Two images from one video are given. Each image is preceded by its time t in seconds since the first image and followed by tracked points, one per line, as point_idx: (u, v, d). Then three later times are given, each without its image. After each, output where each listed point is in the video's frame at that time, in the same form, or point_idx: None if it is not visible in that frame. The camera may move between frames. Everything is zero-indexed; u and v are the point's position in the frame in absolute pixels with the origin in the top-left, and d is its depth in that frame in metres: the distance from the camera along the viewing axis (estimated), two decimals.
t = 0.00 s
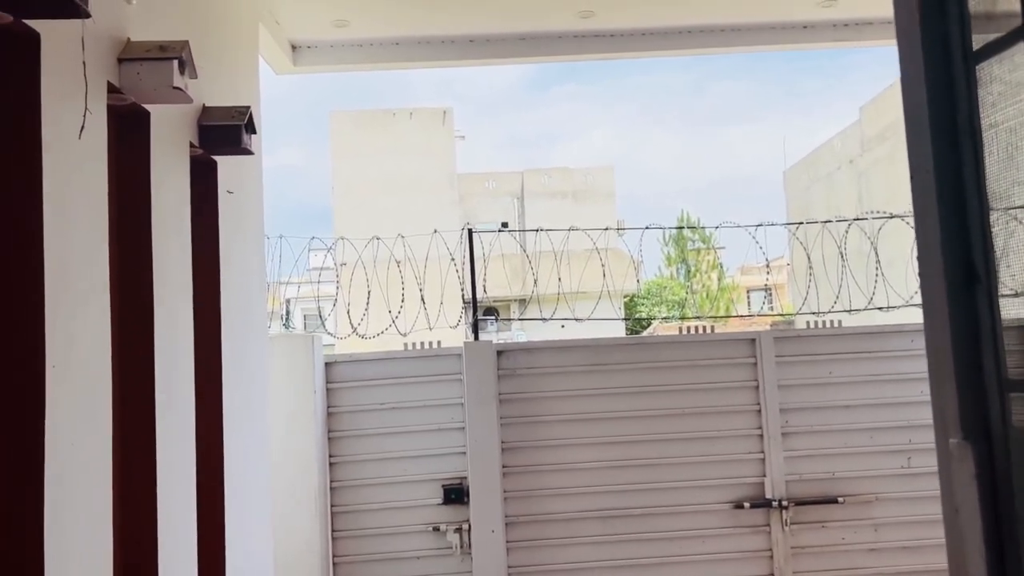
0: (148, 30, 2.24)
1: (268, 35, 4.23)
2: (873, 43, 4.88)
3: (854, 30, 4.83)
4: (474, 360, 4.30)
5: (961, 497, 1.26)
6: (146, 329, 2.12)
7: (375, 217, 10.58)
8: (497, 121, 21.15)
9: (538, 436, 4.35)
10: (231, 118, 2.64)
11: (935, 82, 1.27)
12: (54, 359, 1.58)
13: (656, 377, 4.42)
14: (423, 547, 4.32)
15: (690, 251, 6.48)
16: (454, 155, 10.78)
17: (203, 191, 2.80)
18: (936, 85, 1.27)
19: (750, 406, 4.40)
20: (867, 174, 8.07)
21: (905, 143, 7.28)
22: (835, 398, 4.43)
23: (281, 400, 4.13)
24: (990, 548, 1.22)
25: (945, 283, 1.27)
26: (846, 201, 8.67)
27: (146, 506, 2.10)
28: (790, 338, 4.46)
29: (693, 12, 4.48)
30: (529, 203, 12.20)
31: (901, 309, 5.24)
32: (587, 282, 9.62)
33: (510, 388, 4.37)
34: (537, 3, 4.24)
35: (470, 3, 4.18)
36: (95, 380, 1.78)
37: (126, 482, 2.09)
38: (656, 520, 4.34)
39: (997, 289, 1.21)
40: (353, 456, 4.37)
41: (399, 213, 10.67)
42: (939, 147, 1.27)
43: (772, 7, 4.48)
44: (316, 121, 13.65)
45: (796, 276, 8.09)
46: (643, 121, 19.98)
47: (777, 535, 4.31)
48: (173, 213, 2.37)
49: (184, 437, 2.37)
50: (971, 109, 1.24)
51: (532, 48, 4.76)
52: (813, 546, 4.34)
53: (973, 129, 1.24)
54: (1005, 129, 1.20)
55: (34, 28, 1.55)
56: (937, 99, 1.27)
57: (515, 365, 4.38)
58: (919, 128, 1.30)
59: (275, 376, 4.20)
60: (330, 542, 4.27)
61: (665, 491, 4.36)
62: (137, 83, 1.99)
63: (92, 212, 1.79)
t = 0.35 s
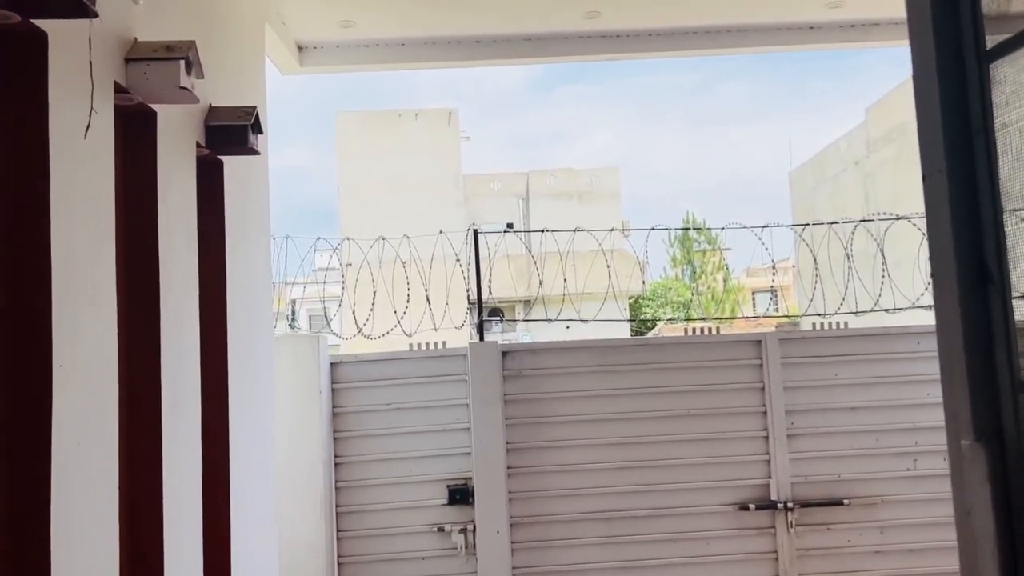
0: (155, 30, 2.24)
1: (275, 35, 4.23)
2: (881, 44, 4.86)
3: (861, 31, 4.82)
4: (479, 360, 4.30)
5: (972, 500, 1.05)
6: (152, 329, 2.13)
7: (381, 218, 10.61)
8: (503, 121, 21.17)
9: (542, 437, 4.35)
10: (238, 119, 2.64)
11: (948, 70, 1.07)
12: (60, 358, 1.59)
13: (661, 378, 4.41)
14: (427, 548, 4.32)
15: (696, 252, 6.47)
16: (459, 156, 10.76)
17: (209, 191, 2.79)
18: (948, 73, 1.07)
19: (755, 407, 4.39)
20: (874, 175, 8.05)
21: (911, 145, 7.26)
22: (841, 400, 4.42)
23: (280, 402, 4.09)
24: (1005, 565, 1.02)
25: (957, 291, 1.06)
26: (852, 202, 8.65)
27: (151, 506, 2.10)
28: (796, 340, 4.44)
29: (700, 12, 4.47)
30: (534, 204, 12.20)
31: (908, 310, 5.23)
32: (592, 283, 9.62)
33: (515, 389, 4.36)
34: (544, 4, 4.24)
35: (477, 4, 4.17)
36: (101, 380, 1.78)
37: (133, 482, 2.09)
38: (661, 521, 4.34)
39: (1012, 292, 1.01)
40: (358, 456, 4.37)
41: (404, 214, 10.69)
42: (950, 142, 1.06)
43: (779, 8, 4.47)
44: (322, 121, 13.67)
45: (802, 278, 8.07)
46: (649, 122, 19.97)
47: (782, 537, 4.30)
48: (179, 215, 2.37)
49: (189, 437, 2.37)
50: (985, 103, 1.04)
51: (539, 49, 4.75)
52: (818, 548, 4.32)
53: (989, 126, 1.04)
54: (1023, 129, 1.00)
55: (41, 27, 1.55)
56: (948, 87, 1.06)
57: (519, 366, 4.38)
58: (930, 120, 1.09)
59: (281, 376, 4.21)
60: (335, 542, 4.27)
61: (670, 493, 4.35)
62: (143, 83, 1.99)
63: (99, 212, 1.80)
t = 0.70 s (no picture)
0: (163, 29, 2.24)
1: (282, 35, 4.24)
2: (888, 45, 4.84)
3: (869, 32, 4.80)
4: (485, 360, 4.30)
5: (985, 507, 0.94)
6: (159, 329, 2.12)
7: (386, 218, 10.62)
8: (508, 122, 21.17)
9: (547, 438, 4.35)
10: (245, 118, 2.65)
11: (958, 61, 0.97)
12: (68, 357, 1.59)
13: (666, 379, 4.41)
14: (432, 548, 4.32)
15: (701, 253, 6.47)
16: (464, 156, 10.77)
17: (215, 191, 2.80)
18: (960, 65, 0.97)
19: (760, 409, 4.38)
20: (879, 177, 8.03)
21: (917, 146, 7.24)
22: (846, 402, 4.41)
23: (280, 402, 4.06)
24: None
25: (969, 295, 0.96)
26: (858, 204, 8.64)
27: (156, 506, 2.10)
28: (801, 342, 4.43)
29: (707, 13, 4.46)
30: (539, 204, 12.21)
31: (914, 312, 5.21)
32: (597, 284, 9.62)
33: (519, 389, 4.36)
34: (551, 5, 4.24)
35: (483, 4, 4.17)
36: (108, 379, 1.78)
37: (138, 483, 2.09)
38: (665, 523, 4.33)
39: None
40: (363, 456, 4.37)
41: (409, 214, 10.70)
42: (962, 138, 0.96)
43: (786, 9, 4.46)
44: (328, 121, 13.68)
45: (807, 279, 8.06)
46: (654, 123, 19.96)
47: (787, 539, 4.29)
48: (186, 216, 2.37)
49: (194, 438, 2.37)
50: (999, 99, 0.94)
51: (545, 50, 4.75)
52: (823, 550, 4.31)
53: (1004, 123, 0.94)
54: None
55: (50, 26, 1.55)
56: (960, 79, 0.96)
57: (524, 366, 4.38)
58: (940, 114, 0.99)
59: (286, 375, 4.21)
60: (339, 542, 4.27)
61: (674, 494, 4.35)
62: (152, 83, 2.00)
63: (107, 211, 1.80)
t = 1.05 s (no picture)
0: (169, 29, 2.25)
1: (287, 35, 4.24)
2: (893, 47, 4.83)
3: (874, 34, 4.78)
4: (488, 360, 4.29)
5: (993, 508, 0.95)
6: (164, 330, 2.13)
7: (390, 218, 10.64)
8: (512, 122, 21.18)
9: (550, 438, 4.35)
10: (251, 118, 2.65)
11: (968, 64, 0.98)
12: (74, 355, 1.59)
13: (669, 380, 4.41)
14: (435, 548, 4.32)
15: (705, 255, 6.46)
16: (468, 157, 10.78)
17: (221, 191, 2.80)
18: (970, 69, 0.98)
19: (764, 410, 4.38)
20: (883, 179, 8.02)
21: (922, 149, 7.24)
22: (850, 404, 4.40)
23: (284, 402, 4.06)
24: None
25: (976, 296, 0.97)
26: (862, 206, 8.63)
27: (162, 505, 2.11)
28: (805, 343, 4.43)
29: (712, 14, 4.46)
30: (543, 205, 12.22)
31: (918, 314, 5.21)
32: (601, 285, 9.62)
33: (523, 390, 4.36)
34: (555, 6, 4.25)
35: (487, 4, 4.17)
36: (113, 377, 1.79)
37: (143, 483, 2.09)
38: (668, 524, 4.33)
39: None
40: (367, 456, 4.37)
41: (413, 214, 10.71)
42: (971, 140, 0.98)
43: (790, 11, 4.47)
44: (333, 121, 13.71)
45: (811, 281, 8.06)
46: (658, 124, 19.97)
47: (790, 541, 4.28)
48: (192, 216, 2.38)
49: (199, 437, 2.37)
50: (1009, 100, 0.96)
51: (550, 50, 4.74)
52: (827, 552, 4.31)
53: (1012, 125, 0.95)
54: None
55: (57, 26, 1.56)
56: (969, 81, 0.98)
57: (528, 367, 4.37)
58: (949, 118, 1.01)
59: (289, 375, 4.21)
60: (342, 541, 4.27)
61: (678, 496, 4.34)
62: (158, 82, 2.00)
63: (113, 211, 1.80)
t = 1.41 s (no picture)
0: (175, 28, 2.25)
1: (292, 34, 4.24)
2: (899, 48, 4.81)
3: (880, 35, 4.77)
4: (492, 361, 4.28)
5: (997, 505, 0.99)
6: (168, 329, 2.13)
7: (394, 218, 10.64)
8: (516, 123, 21.21)
9: (554, 439, 4.35)
10: (256, 117, 2.66)
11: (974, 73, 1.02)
12: (79, 354, 1.60)
13: (673, 381, 4.40)
14: (437, 548, 4.32)
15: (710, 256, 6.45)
16: (472, 157, 10.79)
17: (226, 190, 2.80)
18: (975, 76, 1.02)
19: (768, 412, 4.37)
20: (888, 181, 8.01)
21: (927, 151, 7.22)
22: (854, 406, 4.39)
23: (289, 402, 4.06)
24: None
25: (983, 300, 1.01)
26: (867, 208, 8.62)
27: (165, 507, 2.11)
28: (809, 345, 4.42)
29: (717, 15, 4.46)
30: (547, 206, 12.23)
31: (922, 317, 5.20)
32: (604, 286, 9.62)
33: (527, 390, 4.35)
34: (560, 7, 4.24)
35: (492, 5, 4.17)
36: (118, 376, 1.79)
37: (147, 481, 2.10)
38: (671, 525, 4.32)
39: None
40: (370, 456, 4.38)
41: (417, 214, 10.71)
42: (980, 144, 1.01)
43: (795, 12, 4.46)
44: (337, 121, 13.74)
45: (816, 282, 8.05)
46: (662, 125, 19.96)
47: (793, 543, 4.28)
48: (197, 216, 2.39)
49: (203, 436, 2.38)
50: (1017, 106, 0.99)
51: (554, 51, 4.74)
52: (830, 554, 4.30)
53: (1019, 126, 0.98)
54: None
55: (63, 24, 1.56)
56: (977, 88, 1.02)
57: (531, 367, 4.37)
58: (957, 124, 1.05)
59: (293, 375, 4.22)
60: (345, 541, 4.28)
61: (681, 497, 4.34)
62: (164, 81, 2.01)
63: (118, 210, 1.80)
